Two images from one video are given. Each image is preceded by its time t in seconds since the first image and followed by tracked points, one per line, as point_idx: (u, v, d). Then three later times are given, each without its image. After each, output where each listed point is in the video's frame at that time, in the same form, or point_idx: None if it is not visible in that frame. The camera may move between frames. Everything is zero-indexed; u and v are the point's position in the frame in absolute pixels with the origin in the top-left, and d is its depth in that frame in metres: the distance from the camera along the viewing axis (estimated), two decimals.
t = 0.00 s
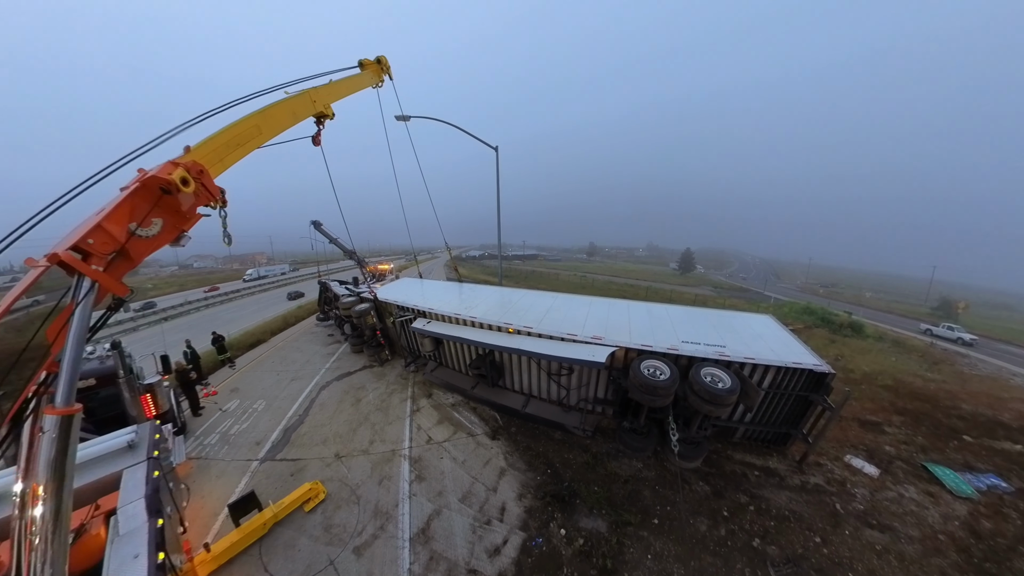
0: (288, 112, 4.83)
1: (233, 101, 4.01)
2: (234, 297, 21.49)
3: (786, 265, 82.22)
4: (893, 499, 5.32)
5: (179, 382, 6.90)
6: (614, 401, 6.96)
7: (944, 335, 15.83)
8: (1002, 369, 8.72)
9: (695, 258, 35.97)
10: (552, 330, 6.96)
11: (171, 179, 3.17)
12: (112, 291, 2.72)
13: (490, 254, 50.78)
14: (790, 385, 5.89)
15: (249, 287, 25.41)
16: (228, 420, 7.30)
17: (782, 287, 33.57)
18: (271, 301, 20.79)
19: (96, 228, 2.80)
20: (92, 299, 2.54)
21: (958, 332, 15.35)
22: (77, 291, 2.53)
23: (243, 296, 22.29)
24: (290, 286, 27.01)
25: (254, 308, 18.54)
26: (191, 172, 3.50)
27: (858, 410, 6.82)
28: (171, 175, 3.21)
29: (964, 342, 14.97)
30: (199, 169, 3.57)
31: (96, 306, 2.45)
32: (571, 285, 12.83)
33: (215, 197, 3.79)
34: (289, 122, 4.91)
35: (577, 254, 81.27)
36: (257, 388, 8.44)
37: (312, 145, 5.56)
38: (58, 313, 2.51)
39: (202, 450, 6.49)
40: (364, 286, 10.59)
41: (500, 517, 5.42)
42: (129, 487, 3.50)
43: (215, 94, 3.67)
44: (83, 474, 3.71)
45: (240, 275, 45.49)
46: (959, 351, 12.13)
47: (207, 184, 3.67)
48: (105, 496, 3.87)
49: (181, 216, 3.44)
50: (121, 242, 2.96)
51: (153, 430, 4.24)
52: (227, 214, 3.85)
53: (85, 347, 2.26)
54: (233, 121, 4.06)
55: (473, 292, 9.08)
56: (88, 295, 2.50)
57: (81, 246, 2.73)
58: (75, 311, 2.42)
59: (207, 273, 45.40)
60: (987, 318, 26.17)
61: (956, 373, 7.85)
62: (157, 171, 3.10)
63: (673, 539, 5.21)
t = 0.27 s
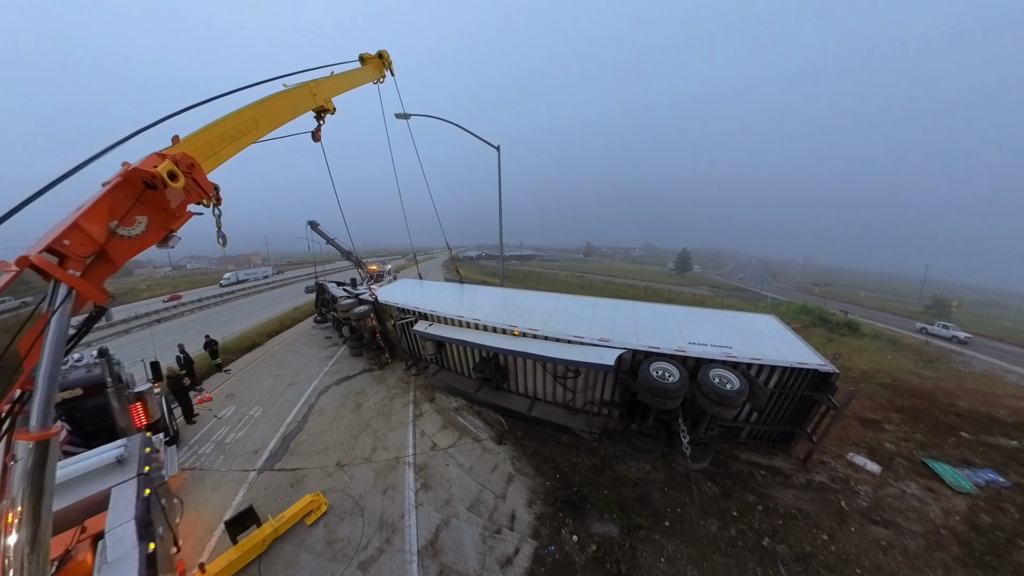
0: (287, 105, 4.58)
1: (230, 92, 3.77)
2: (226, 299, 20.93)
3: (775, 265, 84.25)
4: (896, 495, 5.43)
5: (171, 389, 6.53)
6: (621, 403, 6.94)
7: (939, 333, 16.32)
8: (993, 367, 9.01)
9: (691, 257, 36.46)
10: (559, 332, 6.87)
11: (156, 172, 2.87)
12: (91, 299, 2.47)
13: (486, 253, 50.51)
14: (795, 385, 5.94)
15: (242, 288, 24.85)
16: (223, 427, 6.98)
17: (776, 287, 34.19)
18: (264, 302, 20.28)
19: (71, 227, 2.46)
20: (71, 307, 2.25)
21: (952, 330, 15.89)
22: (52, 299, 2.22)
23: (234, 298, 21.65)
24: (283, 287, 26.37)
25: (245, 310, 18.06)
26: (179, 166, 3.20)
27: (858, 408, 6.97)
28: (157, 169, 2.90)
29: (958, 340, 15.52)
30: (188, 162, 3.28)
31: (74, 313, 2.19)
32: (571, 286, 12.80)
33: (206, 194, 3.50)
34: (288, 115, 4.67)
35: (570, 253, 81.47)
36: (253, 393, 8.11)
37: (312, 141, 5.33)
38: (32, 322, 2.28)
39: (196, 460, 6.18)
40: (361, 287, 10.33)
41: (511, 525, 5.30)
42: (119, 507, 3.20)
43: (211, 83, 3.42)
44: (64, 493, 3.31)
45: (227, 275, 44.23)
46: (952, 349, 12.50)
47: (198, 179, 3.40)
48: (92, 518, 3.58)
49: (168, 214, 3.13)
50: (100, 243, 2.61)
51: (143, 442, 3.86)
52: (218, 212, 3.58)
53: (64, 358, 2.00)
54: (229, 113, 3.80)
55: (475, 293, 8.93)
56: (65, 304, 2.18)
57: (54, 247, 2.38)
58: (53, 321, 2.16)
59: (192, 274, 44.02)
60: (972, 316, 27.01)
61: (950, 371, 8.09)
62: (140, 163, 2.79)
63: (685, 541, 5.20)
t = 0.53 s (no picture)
0: (284, 92, 4.26)
1: (220, 74, 3.44)
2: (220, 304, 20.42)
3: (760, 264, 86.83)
4: (899, 491, 5.54)
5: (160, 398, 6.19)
6: (630, 405, 6.89)
7: (936, 332, 16.90)
8: (984, 364, 9.32)
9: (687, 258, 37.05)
10: (566, 334, 6.75)
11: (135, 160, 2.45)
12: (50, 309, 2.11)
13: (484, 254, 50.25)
14: (802, 385, 5.99)
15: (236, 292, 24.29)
16: (216, 436, 6.67)
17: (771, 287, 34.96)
18: (257, 306, 19.82)
19: (26, 222, 2.07)
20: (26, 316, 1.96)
21: (949, 329, 16.52)
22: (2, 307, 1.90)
23: (225, 301, 21.10)
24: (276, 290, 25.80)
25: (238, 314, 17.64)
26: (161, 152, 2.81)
27: (859, 406, 7.13)
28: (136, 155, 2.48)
29: (955, 339, 16.18)
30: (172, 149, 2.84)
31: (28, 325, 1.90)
32: (572, 287, 12.76)
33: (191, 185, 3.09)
34: (285, 104, 4.35)
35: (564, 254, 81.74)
36: (247, 400, 7.83)
37: (311, 134, 5.05)
38: None
39: (186, 473, 5.83)
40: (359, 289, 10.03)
41: (523, 535, 5.10)
42: (98, 539, 2.63)
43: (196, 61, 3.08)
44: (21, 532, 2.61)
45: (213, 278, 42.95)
46: (946, 347, 12.90)
47: (183, 168, 3.01)
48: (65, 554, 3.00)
49: (147, 206, 2.70)
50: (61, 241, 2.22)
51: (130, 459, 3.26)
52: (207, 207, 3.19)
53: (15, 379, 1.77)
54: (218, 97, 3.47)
55: (476, 294, 8.73)
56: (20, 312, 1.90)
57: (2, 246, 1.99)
58: (2, 331, 1.89)
59: (176, 276, 42.62)
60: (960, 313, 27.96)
61: (945, 369, 8.34)
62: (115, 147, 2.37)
63: (699, 544, 5.14)
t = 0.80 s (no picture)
0: (280, 73, 3.83)
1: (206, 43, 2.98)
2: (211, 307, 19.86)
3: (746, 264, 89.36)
4: (903, 487, 5.66)
5: (149, 405, 5.91)
6: (639, 407, 6.83)
7: (934, 332, 17.28)
8: (974, 360, 9.66)
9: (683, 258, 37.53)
10: (574, 335, 6.59)
11: (98, 134, 2.11)
12: None
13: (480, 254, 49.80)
14: (809, 383, 6.03)
15: (227, 293, 23.61)
16: (207, 447, 6.34)
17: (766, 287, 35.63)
18: (249, 309, 19.29)
19: None
20: None
21: (947, 329, 16.96)
22: None
23: (215, 305, 20.48)
24: (267, 293, 25.14)
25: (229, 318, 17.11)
26: (135, 128, 2.37)
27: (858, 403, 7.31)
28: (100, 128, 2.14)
29: (952, 338, 16.57)
30: (146, 123, 2.41)
31: None
32: (573, 287, 12.70)
33: (170, 169, 2.67)
34: (282, 87, 3.92)
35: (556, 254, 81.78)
36: (242, 406, 7.56)
37: (308, 122, 4.73)
38: None
39: (175, 487, 5.46)
40: (356, 289, 9.73)
41: (536, 546, 4.88)
42: None
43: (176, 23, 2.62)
44: None
45: (196, 280, 41.49)
46: (940, 345, 13.27)
47: (161, 150, 2.56)
48: None
49: (119, 192, 2.39)
50: (5, 229, 1.98)
51: (112, 478, 2.78)
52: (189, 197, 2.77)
53: None
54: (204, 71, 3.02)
55: (478, 294, 8.49)
56: None
57: None
58: None
59: (155, 279, 41.00)
60: (953, 313, 28.72)
61: (938, 366, 8.62)
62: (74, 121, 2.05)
63: (714, 546, 5.08)
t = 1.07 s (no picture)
0: (270, 47, 3.42)
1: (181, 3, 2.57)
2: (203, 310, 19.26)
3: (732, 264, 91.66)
4: (909, 483, 5.69)
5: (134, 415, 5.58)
6: (647, 408, 6.71)
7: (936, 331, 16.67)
8: (970, 357, 9.85)
9: (679, 258, 37.94)
10: (581, 336, 6.40)
11: (41, 93, 1.76)
12: None
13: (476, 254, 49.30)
14: (816, 382, 6.01)
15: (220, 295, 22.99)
16: (195, 458, 5.93)
17: (761, 286, 36.21)
18: (242, 311, 18.74)
19: None
20: None
21: (948, 328, 16.49)
22: None
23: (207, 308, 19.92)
24: (258, 294, 24.47)
25: (222, 321, 16.59)
26: (91, 90, 2.02)
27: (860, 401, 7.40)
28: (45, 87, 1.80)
29: (954, 337, 16.05)
30: (106, 87, 2.07)
31: None
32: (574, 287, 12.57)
33: (139, 147, 2.29)
34: (273, 64, 3.50)
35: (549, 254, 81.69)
36: (233, 413, 7.17)
37: (302, 107, 4.38)
38: None
39: (161, 503, 5.05)
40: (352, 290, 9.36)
41: (549, 558, 4.62)
42: None
43: None
44: None
45: (180, 282, 40.09)
46: (936, 342, 13.49)
47: (125, 120, 2.19)
48: None
49: (71, 169, 2.02)
50: None
51: (88, 499, 2.41)
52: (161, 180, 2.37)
53: None
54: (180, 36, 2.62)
55: (478, 294, 8.21)
56: None
57: None
58: None
59: (136, 280, 39.45)
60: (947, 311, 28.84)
61: (935, 363, 8.81)
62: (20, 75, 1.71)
63: (729, 550, 4.94)
